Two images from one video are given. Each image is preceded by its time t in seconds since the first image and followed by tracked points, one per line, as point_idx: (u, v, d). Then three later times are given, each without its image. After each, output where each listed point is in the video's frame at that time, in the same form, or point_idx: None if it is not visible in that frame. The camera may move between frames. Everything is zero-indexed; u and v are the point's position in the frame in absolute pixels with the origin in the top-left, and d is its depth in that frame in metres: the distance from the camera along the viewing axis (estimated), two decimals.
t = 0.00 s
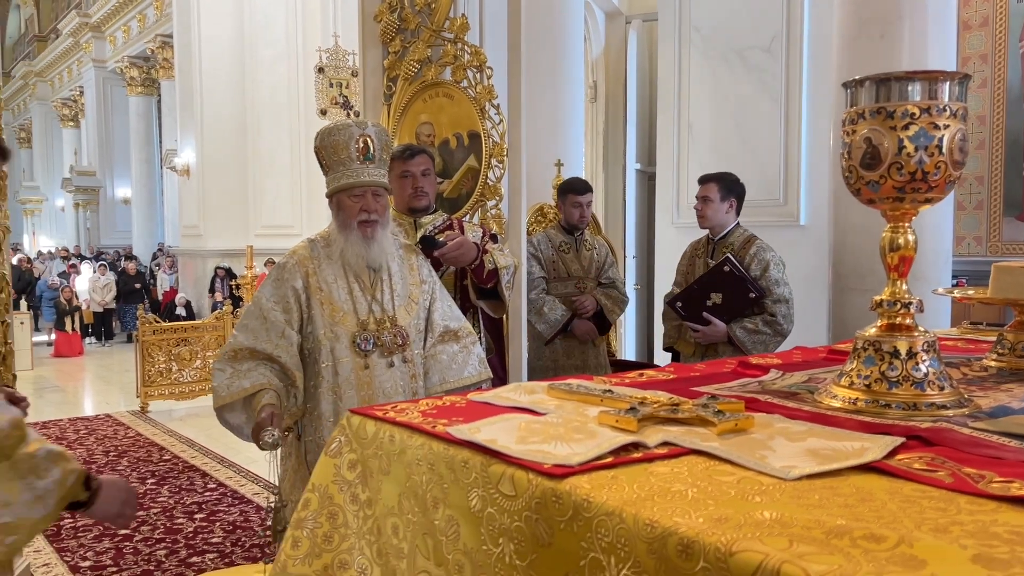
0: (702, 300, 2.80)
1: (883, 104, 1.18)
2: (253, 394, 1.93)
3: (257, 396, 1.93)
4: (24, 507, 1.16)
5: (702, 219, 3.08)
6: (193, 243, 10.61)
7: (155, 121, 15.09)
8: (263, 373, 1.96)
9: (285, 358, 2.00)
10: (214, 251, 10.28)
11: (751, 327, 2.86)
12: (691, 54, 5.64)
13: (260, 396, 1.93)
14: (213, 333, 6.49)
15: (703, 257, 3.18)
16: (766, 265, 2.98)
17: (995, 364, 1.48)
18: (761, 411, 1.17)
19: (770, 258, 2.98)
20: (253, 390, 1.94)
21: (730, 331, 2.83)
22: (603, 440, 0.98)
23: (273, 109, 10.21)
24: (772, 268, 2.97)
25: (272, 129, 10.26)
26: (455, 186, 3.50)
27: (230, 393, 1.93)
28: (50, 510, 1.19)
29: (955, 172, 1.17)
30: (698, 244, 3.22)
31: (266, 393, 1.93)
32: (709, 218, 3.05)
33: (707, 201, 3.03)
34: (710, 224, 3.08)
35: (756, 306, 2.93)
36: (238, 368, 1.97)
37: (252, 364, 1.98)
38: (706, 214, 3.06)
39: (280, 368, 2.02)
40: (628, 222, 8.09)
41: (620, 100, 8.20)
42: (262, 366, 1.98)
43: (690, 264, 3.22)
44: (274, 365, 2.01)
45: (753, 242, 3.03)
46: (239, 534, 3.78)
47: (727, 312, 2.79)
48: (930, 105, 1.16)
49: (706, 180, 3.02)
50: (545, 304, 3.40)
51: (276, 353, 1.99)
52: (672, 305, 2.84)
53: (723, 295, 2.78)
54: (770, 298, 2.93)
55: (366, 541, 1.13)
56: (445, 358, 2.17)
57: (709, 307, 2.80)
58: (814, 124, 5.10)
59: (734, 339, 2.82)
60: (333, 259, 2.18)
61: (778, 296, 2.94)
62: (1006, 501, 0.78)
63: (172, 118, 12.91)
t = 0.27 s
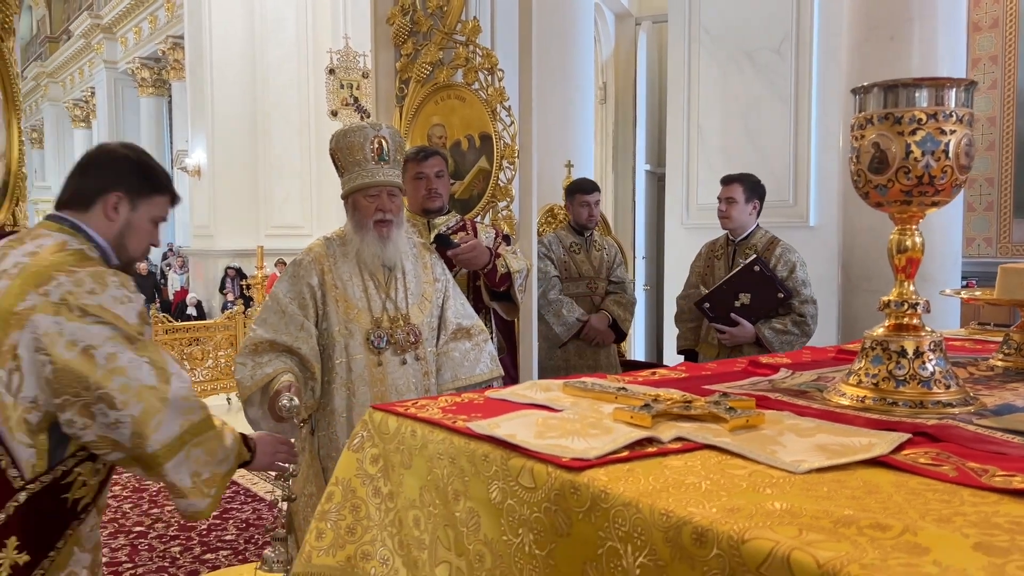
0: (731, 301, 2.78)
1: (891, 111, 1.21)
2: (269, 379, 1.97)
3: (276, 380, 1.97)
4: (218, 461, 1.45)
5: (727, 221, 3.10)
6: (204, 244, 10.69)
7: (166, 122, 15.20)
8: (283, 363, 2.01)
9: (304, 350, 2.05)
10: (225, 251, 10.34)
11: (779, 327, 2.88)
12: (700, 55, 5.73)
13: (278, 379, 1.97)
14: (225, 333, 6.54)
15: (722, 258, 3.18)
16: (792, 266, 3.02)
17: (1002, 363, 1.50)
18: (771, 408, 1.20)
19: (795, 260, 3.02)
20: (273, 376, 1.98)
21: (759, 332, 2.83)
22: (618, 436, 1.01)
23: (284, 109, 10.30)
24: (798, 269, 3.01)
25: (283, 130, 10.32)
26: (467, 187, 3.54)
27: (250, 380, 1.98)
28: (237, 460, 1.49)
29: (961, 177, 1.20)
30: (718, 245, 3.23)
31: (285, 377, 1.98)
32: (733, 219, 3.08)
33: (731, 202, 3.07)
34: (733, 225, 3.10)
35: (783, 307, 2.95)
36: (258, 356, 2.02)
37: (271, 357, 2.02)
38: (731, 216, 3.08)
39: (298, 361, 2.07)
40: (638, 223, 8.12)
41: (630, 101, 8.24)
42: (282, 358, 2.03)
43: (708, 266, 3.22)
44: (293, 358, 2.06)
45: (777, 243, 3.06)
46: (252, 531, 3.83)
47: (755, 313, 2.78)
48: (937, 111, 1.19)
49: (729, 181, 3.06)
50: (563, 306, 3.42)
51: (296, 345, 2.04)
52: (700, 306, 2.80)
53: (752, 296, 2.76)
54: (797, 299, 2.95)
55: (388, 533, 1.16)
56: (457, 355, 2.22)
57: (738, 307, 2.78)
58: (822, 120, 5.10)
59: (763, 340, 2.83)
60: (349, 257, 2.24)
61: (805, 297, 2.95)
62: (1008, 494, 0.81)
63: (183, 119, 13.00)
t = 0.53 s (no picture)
0: (753, 304, 2.70)
1: (891, 116, 1.25)
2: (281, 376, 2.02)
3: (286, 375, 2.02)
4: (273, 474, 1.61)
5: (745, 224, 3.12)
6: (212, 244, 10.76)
7: (173, 124, 15.29)
8: (296, 360, 2.06)
9: (317, 348, 2.10)
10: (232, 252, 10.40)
11: (801, 329, 2.92)
12: (706, 56, 5.80)
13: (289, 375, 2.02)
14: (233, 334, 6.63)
15: (735, 261, 3.19)
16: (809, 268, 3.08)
17: (1001, 362, 1.54)
18: (776, 404, 1.24)
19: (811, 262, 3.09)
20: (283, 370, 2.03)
21: (782, 335, 2.85)
22: (627, 428, 1.06)
23: (291, 110, 10.36)
24: (816, 273, 3.08)
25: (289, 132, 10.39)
26: (474, 189, 3.59)
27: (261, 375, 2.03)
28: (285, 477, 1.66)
29: (959, 180, 1.24)
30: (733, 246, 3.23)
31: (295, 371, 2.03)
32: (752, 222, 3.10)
33: (750, 206, 3.09)
34: (751, 228, 3.12)
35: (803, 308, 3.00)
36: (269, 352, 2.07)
37: (285, 354, 2.07)
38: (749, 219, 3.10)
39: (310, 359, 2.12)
40: (643, 224, 8.17)
41: (635, 103, 8.28)
42: (295, 355, 2.08)
43: (720, 268, 3.21)
44: (306, 355, 2.11)
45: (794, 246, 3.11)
46: (261, 528, 3.88)
47: (776, 315, 2.73)
48: (935, 116, 1.23)
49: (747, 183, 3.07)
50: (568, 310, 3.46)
51: (309, 343, 2.09)
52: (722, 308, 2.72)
53: (775, 298, 2.69)
54: (817, 301, 3.00)
55: (404, 522, 1.21)
56: (465, 353, 2.28)
57: (760, 310, 2.72)
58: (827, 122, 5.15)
59: (786, 342, 2.85)
60: (361, 256, 2.29)
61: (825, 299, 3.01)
62: (1000, 483, 0.85)
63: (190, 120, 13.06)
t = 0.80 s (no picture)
0: (761, 310, 2.74)
1: (881, 125, 1.29)
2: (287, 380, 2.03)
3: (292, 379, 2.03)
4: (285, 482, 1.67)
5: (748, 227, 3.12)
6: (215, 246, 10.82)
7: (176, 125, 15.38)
8: (303, 362, 2.10)
9: (322, 350, 2.14)
10: (234, 253, 10.47)
11: (807, 332, 2.96)
12: (707, 61, 5.88)
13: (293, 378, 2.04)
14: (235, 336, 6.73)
15: (736, 264, 3.19)
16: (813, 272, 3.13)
17: (990, 363, 1.58)
18: (770, 403, 1.29)
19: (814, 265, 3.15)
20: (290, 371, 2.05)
21: (789, 339, 2.89)
22: (626, 426, 1.10)
23: (294, 113, 10.41)
24: (820, 276, 3.12)
25: (292, 134, 10.43)
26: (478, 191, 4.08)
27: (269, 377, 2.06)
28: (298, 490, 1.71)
29: (947, 188, 1.28)
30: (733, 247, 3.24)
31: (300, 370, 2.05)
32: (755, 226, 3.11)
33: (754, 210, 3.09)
34: (753, 232, 3.14)
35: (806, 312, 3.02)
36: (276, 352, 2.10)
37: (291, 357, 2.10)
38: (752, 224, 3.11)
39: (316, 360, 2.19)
40: (644, 227, 8.23)
41: (636, 106, 8.35)
42: (301, 357, 2.12)
43: (721, 271, 3.21)
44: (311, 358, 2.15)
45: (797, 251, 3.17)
46: (265, 528, 3.92)
47: (784, 320, 2.76)
48: (924, 126, 1.27)
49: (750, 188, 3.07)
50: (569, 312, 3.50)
51: (314, 345, 2.13)
52: (732, 313, 2.75)
53: (782, 303, 2.74)
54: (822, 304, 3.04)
55: (411, 517, 1.25)
56: (470, 355, 2.36)
57: (768, 315, 2.75)
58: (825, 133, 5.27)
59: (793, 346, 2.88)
60: (366, 259, 2.37)
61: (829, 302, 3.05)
62: (980, 477, 0.90)
63: (193, 122, 13.11)
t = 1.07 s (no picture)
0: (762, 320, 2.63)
1: (871, 135, 1.33)
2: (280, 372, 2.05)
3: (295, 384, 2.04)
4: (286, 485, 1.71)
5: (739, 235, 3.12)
6: (215, 248, 10.86)
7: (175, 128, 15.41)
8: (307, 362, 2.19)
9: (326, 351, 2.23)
10: (233, 255, 10.52)
11: (801, 341, 2.97)
12: (705, 67, 5.95)
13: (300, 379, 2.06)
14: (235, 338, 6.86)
15: (727, 272, 3.19)
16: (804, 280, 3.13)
17: (977, 366, 1.63)
18: (763, 404, 1.33)
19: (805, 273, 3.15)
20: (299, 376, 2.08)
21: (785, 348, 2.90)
22: (623, 426, 1.15)
23: (293, 116, 10.45)
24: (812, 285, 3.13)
25: (291, 137, 10.47)
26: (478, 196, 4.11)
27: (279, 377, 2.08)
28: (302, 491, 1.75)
29: (934, 196, 1.32)
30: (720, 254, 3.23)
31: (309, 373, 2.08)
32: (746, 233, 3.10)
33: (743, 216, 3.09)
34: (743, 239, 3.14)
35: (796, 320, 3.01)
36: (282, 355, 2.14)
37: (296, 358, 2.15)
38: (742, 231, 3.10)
39: (321, 363, 2.28)
40: (642, 230, 8.30)
41: (634, 110, 8.41)
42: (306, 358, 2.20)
43: (712, 281, 3.20)
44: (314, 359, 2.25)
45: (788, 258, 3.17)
46: (265, 529, 3.95)
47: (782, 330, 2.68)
48: (911, 136, 1.31)
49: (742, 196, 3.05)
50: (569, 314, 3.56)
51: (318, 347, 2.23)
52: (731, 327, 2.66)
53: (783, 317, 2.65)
54: (814, 313, 3.02)
55: (415, 514, 1.29)
56: (471, 359, 2.43)
57: (768, 326, 2.65)
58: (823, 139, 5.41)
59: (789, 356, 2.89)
60: (369, 263, 2.43)
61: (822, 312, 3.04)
62: (962, 475, 0.93)
63: (192, 125, 13.14)
